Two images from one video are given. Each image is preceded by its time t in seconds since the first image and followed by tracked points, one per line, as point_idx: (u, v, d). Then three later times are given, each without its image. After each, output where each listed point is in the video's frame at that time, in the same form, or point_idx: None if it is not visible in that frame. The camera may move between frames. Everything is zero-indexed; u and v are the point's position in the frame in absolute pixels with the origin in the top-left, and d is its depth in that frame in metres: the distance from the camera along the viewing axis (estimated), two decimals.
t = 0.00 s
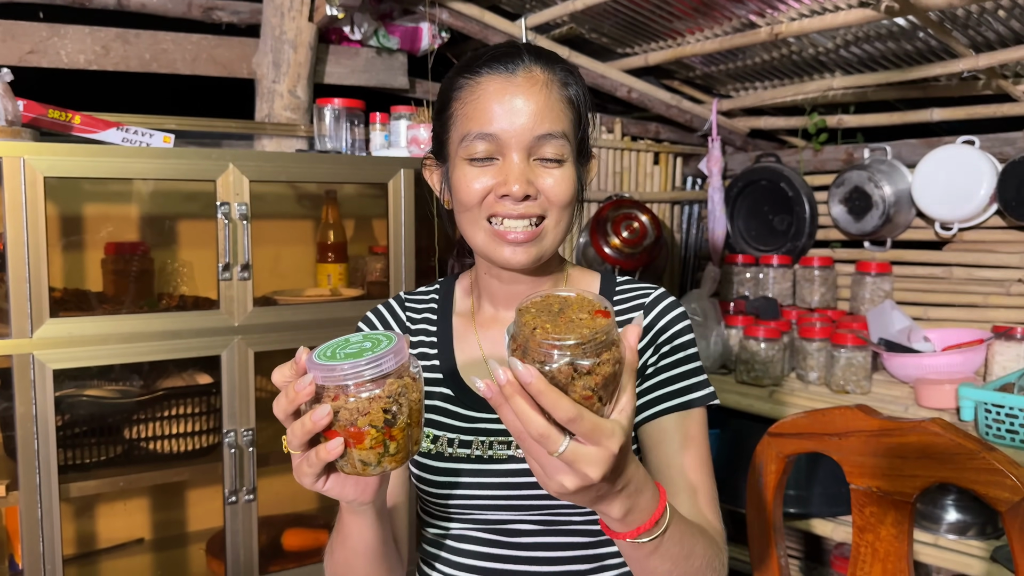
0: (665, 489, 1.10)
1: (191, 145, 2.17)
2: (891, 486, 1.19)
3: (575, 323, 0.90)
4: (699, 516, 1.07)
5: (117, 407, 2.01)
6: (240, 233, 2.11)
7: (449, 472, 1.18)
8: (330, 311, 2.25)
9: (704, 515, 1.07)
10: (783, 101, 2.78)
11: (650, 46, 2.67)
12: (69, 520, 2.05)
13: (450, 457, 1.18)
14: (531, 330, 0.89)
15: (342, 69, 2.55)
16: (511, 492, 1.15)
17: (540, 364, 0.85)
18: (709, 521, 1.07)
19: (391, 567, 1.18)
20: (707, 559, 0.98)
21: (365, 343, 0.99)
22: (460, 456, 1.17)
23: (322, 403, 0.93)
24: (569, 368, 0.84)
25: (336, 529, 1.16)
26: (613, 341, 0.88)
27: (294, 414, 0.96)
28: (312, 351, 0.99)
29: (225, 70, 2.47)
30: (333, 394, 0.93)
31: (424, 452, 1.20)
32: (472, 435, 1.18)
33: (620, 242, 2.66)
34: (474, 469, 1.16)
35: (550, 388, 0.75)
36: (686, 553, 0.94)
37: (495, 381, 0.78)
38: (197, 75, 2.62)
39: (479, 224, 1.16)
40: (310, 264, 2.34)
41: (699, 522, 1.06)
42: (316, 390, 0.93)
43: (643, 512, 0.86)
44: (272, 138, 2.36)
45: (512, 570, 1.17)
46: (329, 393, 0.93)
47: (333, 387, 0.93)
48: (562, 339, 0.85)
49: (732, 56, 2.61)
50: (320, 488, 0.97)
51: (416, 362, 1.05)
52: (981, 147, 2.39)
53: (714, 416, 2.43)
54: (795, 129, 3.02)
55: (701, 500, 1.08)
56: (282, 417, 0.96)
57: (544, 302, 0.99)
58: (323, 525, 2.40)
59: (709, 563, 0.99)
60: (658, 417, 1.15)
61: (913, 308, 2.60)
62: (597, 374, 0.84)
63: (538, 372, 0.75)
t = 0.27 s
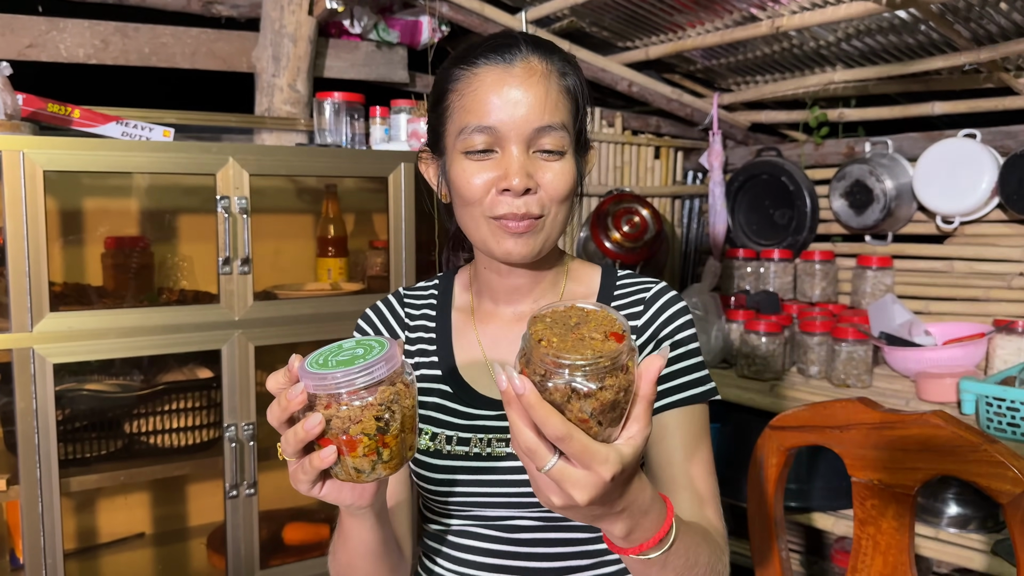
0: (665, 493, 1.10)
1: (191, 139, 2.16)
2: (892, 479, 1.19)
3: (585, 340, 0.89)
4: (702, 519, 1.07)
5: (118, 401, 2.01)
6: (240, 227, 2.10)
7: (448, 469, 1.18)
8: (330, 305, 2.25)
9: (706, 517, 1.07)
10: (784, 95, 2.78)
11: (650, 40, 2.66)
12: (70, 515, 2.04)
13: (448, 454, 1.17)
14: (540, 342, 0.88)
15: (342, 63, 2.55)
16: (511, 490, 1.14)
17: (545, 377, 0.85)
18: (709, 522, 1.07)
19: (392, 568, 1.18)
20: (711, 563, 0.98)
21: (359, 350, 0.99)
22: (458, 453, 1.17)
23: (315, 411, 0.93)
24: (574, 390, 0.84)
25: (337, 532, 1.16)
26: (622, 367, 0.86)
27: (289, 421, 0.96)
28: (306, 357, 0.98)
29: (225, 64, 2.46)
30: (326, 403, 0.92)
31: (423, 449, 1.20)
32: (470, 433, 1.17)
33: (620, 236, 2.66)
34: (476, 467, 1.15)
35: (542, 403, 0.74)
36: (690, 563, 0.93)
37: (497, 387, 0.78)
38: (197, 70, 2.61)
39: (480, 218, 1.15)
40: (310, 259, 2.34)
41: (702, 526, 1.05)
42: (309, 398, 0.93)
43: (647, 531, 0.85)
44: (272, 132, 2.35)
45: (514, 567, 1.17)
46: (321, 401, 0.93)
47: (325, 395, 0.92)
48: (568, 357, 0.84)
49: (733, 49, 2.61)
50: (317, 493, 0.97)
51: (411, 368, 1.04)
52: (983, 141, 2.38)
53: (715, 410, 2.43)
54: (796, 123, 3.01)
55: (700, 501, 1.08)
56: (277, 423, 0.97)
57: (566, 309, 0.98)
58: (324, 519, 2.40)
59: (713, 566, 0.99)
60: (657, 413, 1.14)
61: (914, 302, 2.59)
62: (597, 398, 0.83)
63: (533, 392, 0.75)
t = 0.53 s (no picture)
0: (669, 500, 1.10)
1: (191, 133, 2.16)
2: (894, 472, 1.19)
3: (593, 355, 0.88)
4: (703, 524, 1.09)
5: (118, 396, 2.01)
6: (241, 222, 2.10)
7: (451, 469, 1.17)
8: (330, 300, 2.25)
9: (707, 521, 1.10)
10: (786, 88, 2.77)
11: (651, 33, 2.65)
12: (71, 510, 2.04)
13: (451, 455, 1.17)
14: (549, 358, 0.87)
15: (341, 58, 2.54)
16: (516, 492, 1.14)
17: (555, 392, 0.84)
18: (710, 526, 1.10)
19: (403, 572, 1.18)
20: (714, 568, 0.99)
21: (350, 376, 0.99)
22: (461, 454, 1.16)
23: (314, 444, 0.93)
24: (587, 405, 0.82)
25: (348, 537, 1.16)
26: (631, 382, 0.85)
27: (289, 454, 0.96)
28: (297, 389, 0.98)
29: (225, 59, 2.46)
30: (325, 435, 0.92)
31: (426, 449, 1.19)
32: (473, 433, 1.16)
33: (622, 230, 2.65)
34: (481, 469, 1.14)
35: (553, 419, 0.74)
36: (694, 570, 0.94)
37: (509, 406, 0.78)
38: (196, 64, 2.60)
39: (465, 186, 1.13)
40: (310, 254, 2.34)
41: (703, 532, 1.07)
42: (307, 432, 0.93)
43: (658, 540, 0.85)
44: (272, 127, 2.32)
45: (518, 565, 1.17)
46: (319, 434, 0.92)
47: (323, 428, 0.92)
48: (577, 372, 0.83)
49: (734, 43, 2.60)
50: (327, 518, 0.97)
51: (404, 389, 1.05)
52: (984, 135, 2.38)
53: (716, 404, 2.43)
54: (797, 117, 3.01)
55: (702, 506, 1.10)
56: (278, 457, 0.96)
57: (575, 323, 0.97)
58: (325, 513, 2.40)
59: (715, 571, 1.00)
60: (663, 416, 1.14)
61: (915, 296, 2.59)
62: (607, 412, 0.82)
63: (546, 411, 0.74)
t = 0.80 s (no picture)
0: (668, 490, 1.09)
1: (191, 129, 2.16)
2: (895, 466, 1.19)
3: (591, 328, 0.88)
4: (700, 515, 1.07)
5: (120, 392, 2.01)
6: (241, 217, 2.10)
7: (453, 463, 1.18)
8: (331, 296, 2.25)
9: (705, 514, 1.08)
10: (786, 83, 2.77)
11: (652, 28, 2.65)
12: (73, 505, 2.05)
13: (452, 450, 1.17)
14: (548, 330, 0.87)
15: (341, 53, 2.54)
16: (518, 487, 1.14)
17: (553, 363, 0.84)
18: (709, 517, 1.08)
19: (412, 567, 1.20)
20: (710, 561, 0.99)
21: (356, 369, 0.99)
22: (463, 449, 1.16)
23: (321, 435, 0.93)
24: (584, 375, 0.83)
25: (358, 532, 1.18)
26: (627, 355, 0.86)
27: (297, 444, 0.96)
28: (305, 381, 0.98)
29: (225, 54, 2.45)
30: (331, 425, 0.92)
31: (427, 443, 1.20)
32: (476, 428, 1.16)
33: (622, 226, 2.66)
34: (483, 464, 1.15)
35: (548, 387, 0.74)
36: (689, 560, 0.94)
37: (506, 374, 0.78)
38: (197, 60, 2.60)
39: (468, 186, 1.14)
40: (311, 249, 2.33)
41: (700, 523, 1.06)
42: (313, 424, 0.93)
43: (649, 524, 0.85)
44: (273, 122, 2.35)
45: (520, 559, 1.17)
46: (325, 425, 0.92)
47: (329, 419, 0.92)
48: (576, 344, 0.84)
49: (735, 38, 2.59)
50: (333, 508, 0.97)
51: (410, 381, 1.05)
52: (985, 129, 2.38)
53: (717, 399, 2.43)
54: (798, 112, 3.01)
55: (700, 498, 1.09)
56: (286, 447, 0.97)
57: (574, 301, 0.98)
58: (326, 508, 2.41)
59: (712, 564, 1.00)
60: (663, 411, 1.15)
61: (916, 291, 2.59)
62: (602, 383, 0.82)
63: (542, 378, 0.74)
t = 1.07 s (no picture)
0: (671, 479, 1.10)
1: (191, 126, 2.16)
2: (895, 462, 1.19)
3: (592, 286, 0.89)
4: (705, 507, 1.09)
5: (120, 389, 2.01)
6: (241, 215, 2.10)
7: (455, 463, 1.17)
8: (332, 293, 2.25)
9: (709, 506, 1.09)
10: (786, 80, 2.77)
11: (652, 25, 2.65)
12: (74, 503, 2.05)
13: (455, 449, 1.17)
14: (550, 290, 0.88)
15: (341, 50, 2.54)
16: (522, 484, 1.14)
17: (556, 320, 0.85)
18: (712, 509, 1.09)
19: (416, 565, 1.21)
20: (713, 554, 0.99)
21: (362, 369, 0.99)
22: (466, 448, 1.16)
23: (326, 435, 0.93)
24: (587, 331, 0.83)
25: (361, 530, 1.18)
26: (628, 312, 0.87)
27: (302, 443, 0.96)
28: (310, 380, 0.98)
29: (225, 52, 2.45)
30: (337, 425, 0.92)
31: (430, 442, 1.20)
32: (479, 427, 1.16)
33: (621, 224, 2.65)
34: (485, 463, 1.15)
35: (551, 340, 0.75)
36: (690, 547, 0.94)
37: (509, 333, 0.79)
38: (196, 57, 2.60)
39: (470, 191, 1.14)
40: (311, 247, 2.34)
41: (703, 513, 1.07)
42: (319, 423, 0.94)
43: (650, 497, 0.86)
44: (272, 120, 2.34)
45: (520, 558, 1.17)
46: (331, 425, 0.92)
47: (334, 420, 0.92)
48: (578, 299, 0.85)
49: (735, 35, 2.59)
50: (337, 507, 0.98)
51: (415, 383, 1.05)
52: (985, 126, 2.37)
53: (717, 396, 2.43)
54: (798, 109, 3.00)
55: (703, 489, 1.10)
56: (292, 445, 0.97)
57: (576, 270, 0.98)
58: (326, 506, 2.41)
59: (716, 557, 1.00)
60: (668, 410, 1.14)
61: (916, 288, 2.59)
62: (604, 336, 0.83)
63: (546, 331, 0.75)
